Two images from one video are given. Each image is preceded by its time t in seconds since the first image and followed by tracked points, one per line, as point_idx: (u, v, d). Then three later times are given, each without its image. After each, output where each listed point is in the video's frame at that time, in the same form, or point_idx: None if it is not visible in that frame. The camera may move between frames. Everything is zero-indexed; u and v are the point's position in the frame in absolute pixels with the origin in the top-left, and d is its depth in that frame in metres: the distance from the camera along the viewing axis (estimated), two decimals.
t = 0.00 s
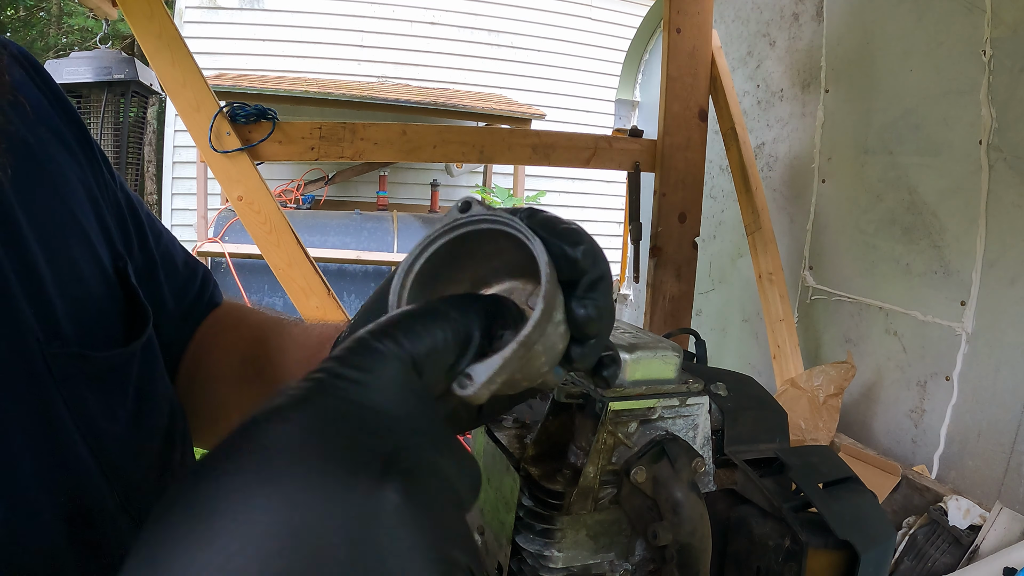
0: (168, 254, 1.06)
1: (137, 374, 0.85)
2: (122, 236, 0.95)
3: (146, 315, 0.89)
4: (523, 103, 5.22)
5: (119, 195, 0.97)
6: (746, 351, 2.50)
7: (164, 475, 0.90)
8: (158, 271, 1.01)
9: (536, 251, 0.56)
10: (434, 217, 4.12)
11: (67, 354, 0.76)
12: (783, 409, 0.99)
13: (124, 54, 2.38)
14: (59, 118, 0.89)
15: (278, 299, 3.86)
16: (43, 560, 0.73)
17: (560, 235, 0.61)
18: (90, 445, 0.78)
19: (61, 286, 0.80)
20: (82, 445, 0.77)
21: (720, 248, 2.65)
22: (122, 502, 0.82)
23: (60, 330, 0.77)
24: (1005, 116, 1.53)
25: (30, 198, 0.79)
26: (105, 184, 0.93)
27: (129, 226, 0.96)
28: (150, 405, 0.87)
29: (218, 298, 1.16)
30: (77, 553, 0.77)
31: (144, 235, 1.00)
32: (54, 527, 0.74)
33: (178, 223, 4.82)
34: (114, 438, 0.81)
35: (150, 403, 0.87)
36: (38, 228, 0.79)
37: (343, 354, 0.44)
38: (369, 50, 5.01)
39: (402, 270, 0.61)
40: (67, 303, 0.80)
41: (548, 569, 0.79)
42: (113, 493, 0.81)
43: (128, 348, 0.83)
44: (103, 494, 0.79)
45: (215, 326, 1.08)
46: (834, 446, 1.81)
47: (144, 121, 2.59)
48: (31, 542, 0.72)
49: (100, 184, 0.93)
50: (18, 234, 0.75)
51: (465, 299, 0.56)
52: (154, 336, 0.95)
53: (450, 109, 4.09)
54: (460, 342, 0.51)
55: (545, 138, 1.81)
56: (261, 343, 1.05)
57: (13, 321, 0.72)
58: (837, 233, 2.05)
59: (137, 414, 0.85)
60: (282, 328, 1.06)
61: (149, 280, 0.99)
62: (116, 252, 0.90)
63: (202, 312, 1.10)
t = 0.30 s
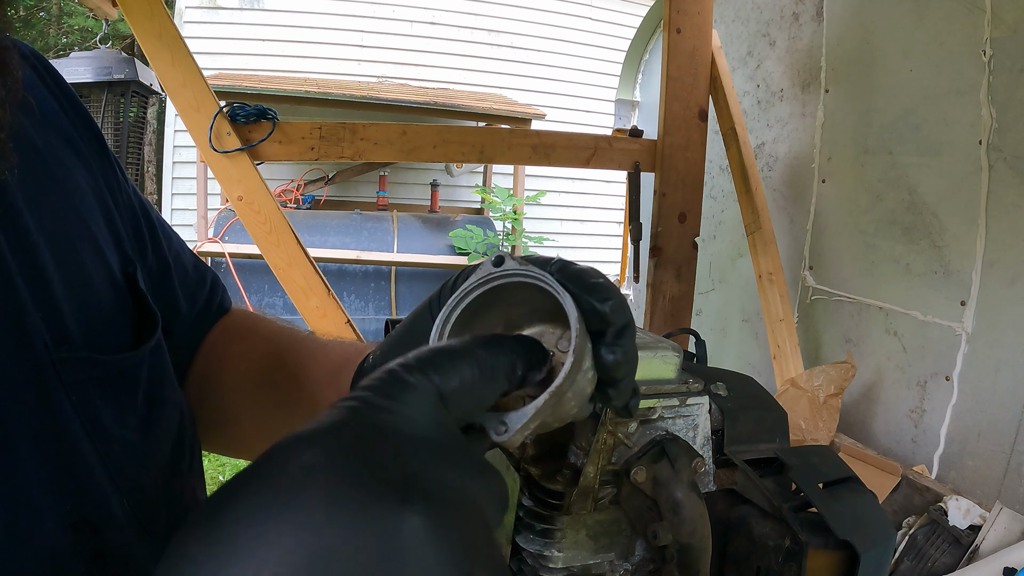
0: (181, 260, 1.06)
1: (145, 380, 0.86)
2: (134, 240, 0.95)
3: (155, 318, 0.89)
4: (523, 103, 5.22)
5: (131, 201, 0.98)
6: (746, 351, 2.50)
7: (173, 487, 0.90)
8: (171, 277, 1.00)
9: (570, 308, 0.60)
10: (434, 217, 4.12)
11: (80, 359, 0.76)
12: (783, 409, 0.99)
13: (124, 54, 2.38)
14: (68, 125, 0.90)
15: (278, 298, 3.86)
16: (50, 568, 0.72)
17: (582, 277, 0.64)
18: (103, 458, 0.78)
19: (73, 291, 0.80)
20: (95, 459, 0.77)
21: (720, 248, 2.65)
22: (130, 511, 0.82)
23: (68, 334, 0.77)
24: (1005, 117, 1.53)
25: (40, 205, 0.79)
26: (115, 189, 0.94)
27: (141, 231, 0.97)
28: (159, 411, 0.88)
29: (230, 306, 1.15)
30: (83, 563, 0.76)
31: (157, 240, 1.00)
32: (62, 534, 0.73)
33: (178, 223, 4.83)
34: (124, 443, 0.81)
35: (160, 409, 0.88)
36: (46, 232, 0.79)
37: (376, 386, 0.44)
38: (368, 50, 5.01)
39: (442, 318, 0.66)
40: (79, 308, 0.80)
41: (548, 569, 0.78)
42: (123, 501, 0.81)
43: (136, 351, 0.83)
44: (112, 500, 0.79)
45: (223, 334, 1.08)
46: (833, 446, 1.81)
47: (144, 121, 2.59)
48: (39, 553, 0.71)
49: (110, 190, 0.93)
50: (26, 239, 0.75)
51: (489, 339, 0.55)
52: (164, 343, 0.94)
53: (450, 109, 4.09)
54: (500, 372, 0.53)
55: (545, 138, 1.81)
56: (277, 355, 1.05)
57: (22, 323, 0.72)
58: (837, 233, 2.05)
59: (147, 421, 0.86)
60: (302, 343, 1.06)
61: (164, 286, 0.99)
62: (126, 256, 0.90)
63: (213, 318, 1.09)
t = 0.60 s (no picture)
0: (186, 258, 1.06)
1: (155, 377, 0.86)
2: (143, 240, 0.95)
3: (163, 317, 0.88)
4: (523, 103, 5.22)
5: (140, 200, 0.98)
6: (746, 352, 2.50)
7: (183, 485, 0.90)
8: (178, 275, 1.01)
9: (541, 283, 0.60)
10: (434, 217, 4.12)
11: (88, 356, 0.76)
12: (782, 409, 0.99)
13: (124, 54, 2.38)
14: (77, 124, 0.90)
15: (278, 298, 3.85)
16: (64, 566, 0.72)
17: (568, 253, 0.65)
18: (111, 446, 0.79)
19: (83, 289, 0.80)
20: (103, 447, 0.78)
21: (720, 248, 2.65)
22: (141, 508, 0.82)
23: (80, 332, 0.77)
24: (1005, 117, 1.53)
25: (49, 203, 0.79)
26: (124, 189, 0.94)
27: (151, 231, 0.97)
28: (168, 409, 0.88)
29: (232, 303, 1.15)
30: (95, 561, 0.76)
31: (164, 239, 1.00)
32: (75, 533, 0.74)
33: (178, 223, 4.83)
34: (135, 440, 0.81)
35: (171, 408, 0.88)
36: (57, 230, 0.79)
37: None
38: (369, 50, 5.01)
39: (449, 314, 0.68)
40: (90, 306, 0.81)
41: (548, 569, 0.79)
42: (134, 496, 0.81)
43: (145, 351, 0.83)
44: (121, 498, 0.79)
45: (222, 331, 1.08)
46: (833, 445, 1.81)
47: (144, 121, 2.59)
48: (49, 547, 0.71)
49: (118, 190, 0.93)
50: (37, 237, 0.75)
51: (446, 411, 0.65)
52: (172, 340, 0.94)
53: (450, 109, 4.09)
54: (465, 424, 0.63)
55: (545, 138, 1.81)
56: (277, 349, 1.06)
57: (32, 322, 0.72)
58: (837, 233, 2.05)
59: (156, 419, 0.86)
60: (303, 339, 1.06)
61: (170, 284, 0.99)
62: (134, 255, 0.90)
63: (216, 315, 1.09)
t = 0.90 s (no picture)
0: (185, 260, 1.06)
1: (155, 378, 0.86)
2: (143, 243, 0.96)
3: (163, 317, 0.89)
4: (523, 103, 5.22)
5: (140, 203, 0.98)
6: (746, 352, 2.50)
7: (183, 486, 0.90)
8: (179, 276, 1.01)
9: (447, 438, 0.48)
10: (434, 217, 4.12)
11: (88, 356, 0.76)
12: (782, 409, 0.99)
13: (124, 54, 2.38)
14: (79, 126, 0.90)
15: (278, 298, 3.85)
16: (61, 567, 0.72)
17: (484, 380, 0.50)
18: (109, 447, 0.78)
19: (84, 290, 0.81)
20: (101, 447, 0.77)
21: (720, 248, 2.65)
22: (140, 508, 0.82)
23: (80, 333, 0.77)
24: (1005, 117, 1.53)
25: (51, 205, 0.79)
26: (125, 192, 0.94)
27: (151, 233, 0.98)
28: (168, 412, 0.88)
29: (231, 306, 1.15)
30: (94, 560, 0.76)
31: (164, 241, 1.01)
32: (74, 533, 0.74)
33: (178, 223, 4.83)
34: (135, 441, 0.81)
35: (171, 409, 0.88)
36: (58, 232, 0.79)
37: None
38: (369, 50, 5.01)
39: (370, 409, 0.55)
40: (90, 307, 0.81)
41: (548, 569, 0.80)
42: (133, 498, 0.81)
43: (146, 351, 0.83)
44: (121, 498, 0.79)
45: (213, 342, 1.07)
46: (833, 445, 1.81)
47: (144, 121, 2.59)
48: (49, 547, 0.71)
49: (118, 192, 0.93)
50: (37, 237, 0.75)
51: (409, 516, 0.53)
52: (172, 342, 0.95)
53: (450, 109, 4.09)
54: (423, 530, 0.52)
55: (545, 138, 1.81)
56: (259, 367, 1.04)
57: (32, 323, 0.72)
58: (837, 233, 2.05)
59: (156, 420, 0.86)
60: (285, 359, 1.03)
61: (171, 286, 1.00)
62: (134, 257, 0.90)
63: (213, 318, 1.09)
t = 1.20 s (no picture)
0: (175, 265, 1.05)
1: (151, 376, 0.86)
2: (135, 247, 0.95)
3: (159, 319, 0.89)
4: (523, 103, 5.22)
5: (134, 208, 0.98)
6: (746, 352, 2.50)
7: (184, 481, 0.90)
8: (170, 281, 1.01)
9: (319, 538, 0.45)
10: (434, 217, 4.11)
11: (88, 356, 0.76)
12: (782, 409, 0.99)
13: (124, 54, 2.38)
14: (75, 130, 0.90)
15: (278, 298, 3.84)
16: (60, 566, 0.74)
17: (358, 475, 0.49)
18: (109, 444, 0.78)
19: (83, 292, 0.80)
20: (100, 444, 0.77)
21: (720, 248, 2.65)
22: (139, 506, 0.82)
23: (79, 333, 0.77)
24: (1005, 117, 1.53)
25: (48, 206, 0.79)
26: (119, 197, 0.94)
27: (144, 239, 0.97)
28: (165, 408, 0.88)
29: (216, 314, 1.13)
30: (90, 556, 0.77)
31: (157, 245, 1.00)
32: (71, 531, 0.75)
33: (178, 223, 4.83)
34: (134, 438, 0.81)
35: (167, 406, 0.88)
36: (55, 233, 0.79)
37: None
38: (369, 50, 5.01)
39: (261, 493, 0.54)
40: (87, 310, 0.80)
41: (548, 569, 0.78)
42: (132, 495, 0.81)
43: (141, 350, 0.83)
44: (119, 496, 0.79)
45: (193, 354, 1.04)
46: (833, 445, 1.81)
47: (144, 121, 2.60)
48: (47, 545, 0.72)
49: (112, 195, 0.93)
50: (34, 238, 0.75)
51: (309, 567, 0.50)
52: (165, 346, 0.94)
53: (450, 109, 4.09)
54: None
55: (545, 138, 1.81)
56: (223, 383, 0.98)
57: (31, 324, 0.72)
58: (837, 233, 2.05)
59: (154, 415, 0.86)
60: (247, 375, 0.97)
61: (162, 292, 0.99)
62: (128, 259, 0.90)
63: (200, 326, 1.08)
